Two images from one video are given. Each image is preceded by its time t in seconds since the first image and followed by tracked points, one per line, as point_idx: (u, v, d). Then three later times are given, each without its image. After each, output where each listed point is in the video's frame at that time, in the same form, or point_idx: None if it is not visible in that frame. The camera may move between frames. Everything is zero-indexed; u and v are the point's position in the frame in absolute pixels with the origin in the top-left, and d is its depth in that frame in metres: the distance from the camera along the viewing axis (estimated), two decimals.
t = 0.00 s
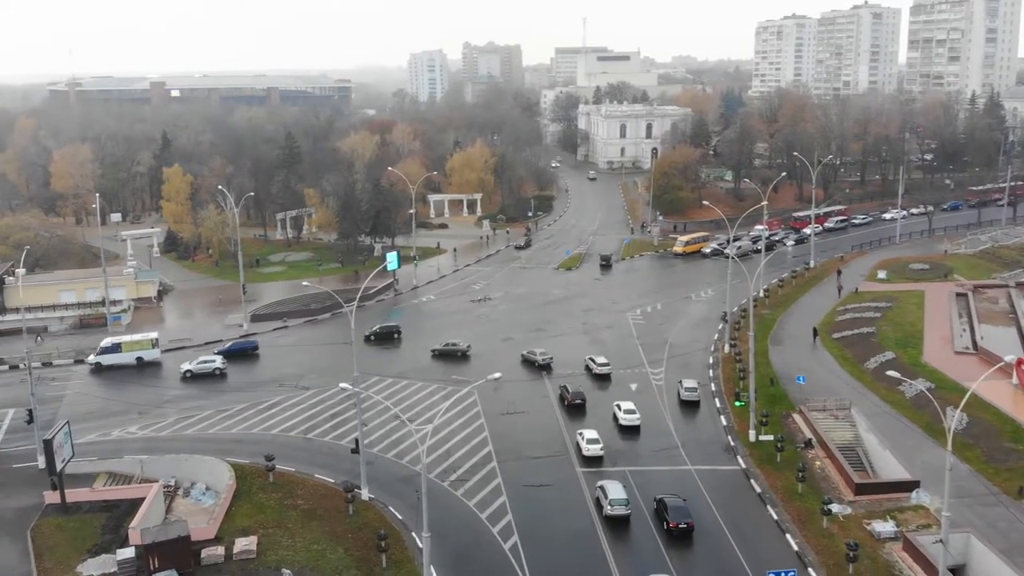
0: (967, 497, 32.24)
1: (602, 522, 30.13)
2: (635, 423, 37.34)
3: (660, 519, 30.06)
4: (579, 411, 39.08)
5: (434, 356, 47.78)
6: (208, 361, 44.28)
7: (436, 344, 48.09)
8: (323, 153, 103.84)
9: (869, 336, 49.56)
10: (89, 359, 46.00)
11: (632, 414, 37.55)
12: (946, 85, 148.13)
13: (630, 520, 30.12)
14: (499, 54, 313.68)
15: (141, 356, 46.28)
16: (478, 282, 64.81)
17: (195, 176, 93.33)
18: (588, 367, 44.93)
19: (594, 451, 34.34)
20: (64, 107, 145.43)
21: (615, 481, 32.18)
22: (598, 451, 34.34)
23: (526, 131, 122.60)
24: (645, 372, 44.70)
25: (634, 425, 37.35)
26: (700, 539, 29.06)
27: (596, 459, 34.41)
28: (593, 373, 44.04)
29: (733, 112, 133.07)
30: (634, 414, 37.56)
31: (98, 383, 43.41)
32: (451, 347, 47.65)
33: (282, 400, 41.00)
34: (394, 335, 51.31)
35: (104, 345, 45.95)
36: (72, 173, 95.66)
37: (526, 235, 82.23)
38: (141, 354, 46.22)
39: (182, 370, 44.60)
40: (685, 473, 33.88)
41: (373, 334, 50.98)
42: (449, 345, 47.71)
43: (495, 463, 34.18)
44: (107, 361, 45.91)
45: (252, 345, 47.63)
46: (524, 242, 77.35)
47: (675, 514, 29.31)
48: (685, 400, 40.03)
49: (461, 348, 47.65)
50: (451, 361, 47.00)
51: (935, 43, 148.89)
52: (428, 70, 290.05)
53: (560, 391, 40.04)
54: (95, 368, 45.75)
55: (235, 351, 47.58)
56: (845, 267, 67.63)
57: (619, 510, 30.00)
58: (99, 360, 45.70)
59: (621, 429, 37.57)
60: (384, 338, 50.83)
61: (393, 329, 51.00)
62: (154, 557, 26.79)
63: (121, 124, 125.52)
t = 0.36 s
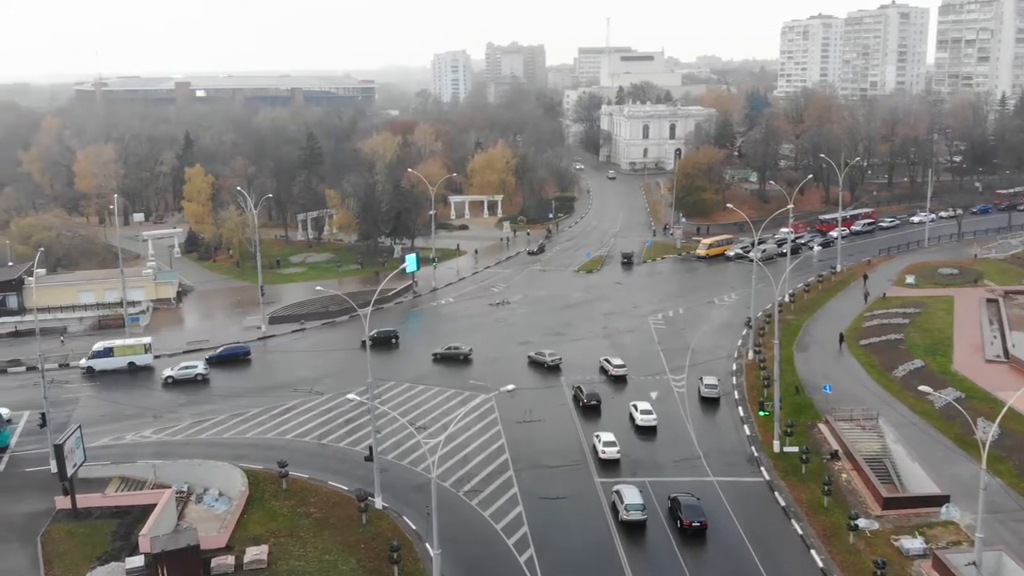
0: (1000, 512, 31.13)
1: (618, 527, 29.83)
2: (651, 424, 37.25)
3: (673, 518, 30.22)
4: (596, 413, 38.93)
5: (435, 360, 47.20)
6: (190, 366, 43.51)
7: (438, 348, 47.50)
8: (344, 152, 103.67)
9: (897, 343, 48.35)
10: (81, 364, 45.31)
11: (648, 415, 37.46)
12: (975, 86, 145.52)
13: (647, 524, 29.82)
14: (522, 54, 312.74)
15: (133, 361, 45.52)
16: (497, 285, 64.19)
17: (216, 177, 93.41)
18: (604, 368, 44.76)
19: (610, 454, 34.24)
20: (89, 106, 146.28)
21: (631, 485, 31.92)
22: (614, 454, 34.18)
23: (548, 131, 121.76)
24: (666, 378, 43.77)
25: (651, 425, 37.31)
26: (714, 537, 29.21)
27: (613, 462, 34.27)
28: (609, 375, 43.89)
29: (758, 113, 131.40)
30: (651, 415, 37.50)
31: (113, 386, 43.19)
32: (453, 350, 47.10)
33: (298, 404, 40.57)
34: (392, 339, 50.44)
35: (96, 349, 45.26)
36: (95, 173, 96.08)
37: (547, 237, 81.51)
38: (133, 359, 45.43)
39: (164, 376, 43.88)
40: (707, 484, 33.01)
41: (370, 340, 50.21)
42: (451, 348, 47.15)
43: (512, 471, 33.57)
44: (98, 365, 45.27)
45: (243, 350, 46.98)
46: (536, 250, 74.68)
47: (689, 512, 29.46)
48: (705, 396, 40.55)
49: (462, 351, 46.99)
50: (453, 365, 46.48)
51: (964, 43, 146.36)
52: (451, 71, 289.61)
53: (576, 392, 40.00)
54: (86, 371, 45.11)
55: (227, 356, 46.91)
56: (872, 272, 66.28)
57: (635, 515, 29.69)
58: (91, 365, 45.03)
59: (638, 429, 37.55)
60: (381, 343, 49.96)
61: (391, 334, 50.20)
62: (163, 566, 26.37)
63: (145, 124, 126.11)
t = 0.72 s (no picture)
0: None
1: (633, 531, 29.62)
2: (668, 424, 37.31)
3: (687, 515, 30.46)
4: (613, 420, 38.38)
5: (435, 364, 46.62)
6: (169, 372, 42.68)
7: (438, 351, 46.86)
8: (365, 152, 103.51)
9: (925, 351, 47.12)
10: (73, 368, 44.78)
11: (664, 415, 37.51)
12: (1005, 86, 142.81)
13: (662, 529, 29.64)
14: (545, 54, 311.80)
15: (125, 365, 45.02)
16: (516, 287, 63.57)
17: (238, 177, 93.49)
18: (618, 370, 44.57)
19: (627, 457, 34.04)
20: (114, 106, 147.16)
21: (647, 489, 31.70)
22: (631, 456, 34.01)
23: (569, 132, 120.86)
24: (688, 386, 42.83)
25: (667, 425, 37.33)
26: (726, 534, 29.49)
27: (629, 464, 34.11)
28: (624, 377, 43.64)
29: (783, 113, 129.74)
30: (667, 415, 37.50)
31: (128, 388, 42.90)
32: (453, 354, 46.51)
33: (313, 408, 40.08)
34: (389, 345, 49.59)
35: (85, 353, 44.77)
36: (118, 173, 96.46)
37: (567, 239, 80.74)
38: (125, 363, 44.93)
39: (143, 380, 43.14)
40: (728, 498, 32.07)
41: (364, 344, 48.94)
42: (451, 351, 46.53)
43: (528, 480, 32.92)
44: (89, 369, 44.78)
45: (234, 355, 46.18)
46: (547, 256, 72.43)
47: (702, 510, 29.69)
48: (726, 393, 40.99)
49: (463, 356, 46.35)
50: (453, 368, 46.01)
51: (994, 43, 143.75)
52: (474, 72, 289.24)
53: (590, 392, 39.99)
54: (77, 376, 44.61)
55: (218, 361, 46.05)
56: (900, 277, 64.93)
57: (651, 520, 29.49)
58: (81, 369, 44.47)
59: (654, 430, 37.57)
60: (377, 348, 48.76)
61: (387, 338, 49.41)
62: None
63: (168, 124, 126.56)
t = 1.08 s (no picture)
0: None
1: (646, 534, 29.42)
2: (682, 424, 37.23)
3: (698, 512, 30.63)
4: (630, 426, 37.70)
5: (432, 368, 46.10)
6: (145, 378, 41.85)
7: (434, 355, 46.37)
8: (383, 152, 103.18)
9: (950, 358, 45.99)
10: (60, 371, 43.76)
11: (678, 414, 37.44)
12: None
13: (675, 532, 29.40)
14: (565, 54, 310.66)
15: (112, 369, 44.32)
16: (533, 289, 62.91)
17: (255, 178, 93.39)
18: (628, 371, 44.47)
19: (641, 458, 33.87)
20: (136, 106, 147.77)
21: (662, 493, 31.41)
22: (644, 458, 33.83)
23: (588, 132, 119.90)
24: (707, 392, 41.89)
25: (681, 425, 37.26)
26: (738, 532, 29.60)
27: (643, 466, 33.93)
28: (637, 378, 43.51)
29: (805, 113, 128.10)
30: (681, 414, 37.44)
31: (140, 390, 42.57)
32: (450, 357, 46.04)
33: (326, 411, 39.55)
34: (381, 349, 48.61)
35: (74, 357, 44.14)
36: (137, 172, 96.68)
37: (585, 241, 79.94)
38: (112, 366, 44.20)
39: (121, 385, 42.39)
40: (748, 510, 31.17)
41: (357, 349, 48.17)
42: (448, 356, 46.04)
43: (542, 488, 32.26)
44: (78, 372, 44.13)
45: (221, 360, 45.45)
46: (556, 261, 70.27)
47: (714, 507, 29.85)
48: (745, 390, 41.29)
49: (460, 359, 45.94)
50: (449, 372, 45.52)
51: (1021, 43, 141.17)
52: (494, 72, 288.51)
53: (599, 391, 40.01)
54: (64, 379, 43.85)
55: (205, 365, 45.41)
56: (924, 281, 63.68)
57: (664, 522, 29.27)
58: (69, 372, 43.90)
59: (667, 429, 37.50)
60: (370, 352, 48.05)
61: (379, 343, 48.36)
62: None
63: (188, 125, 126.82)
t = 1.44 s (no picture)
0: None
1: (655, 537, 29.20)
2: (692, 423, 37.27)
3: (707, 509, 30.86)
4: (641, 430, 37.31)
5: (422, 372, 45.47)
6: (117, 384, 41.03)
7: (424, 359, 45.70)
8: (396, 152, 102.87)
9: (972, 364, 44.99)
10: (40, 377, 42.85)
11: (688, 414, 37.47)
12: None
13: (685, 535, 29.16)
14: (581, 54, 309.68)
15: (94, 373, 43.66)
16: (546, 292, 62.29)
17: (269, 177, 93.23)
18: (636, 372, 44.38)
19: (651, 458, 33.84)
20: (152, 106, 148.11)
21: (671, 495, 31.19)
22: (655, 458, 33.77)
23: (603, 132, 119.04)
24: (722, 399, 41.03)
25: (691, 425, 37.31)
26: (746, 529, 29.80)
27: (653, 466, 33.88)
28: (645, 379, 43.52)
29: (824, 113, 126.72)
30: (691, 414, 37.49)
31: (148, 393, 42.23)
32: (441, 362, 45.51)
33: (334, 415, 39.10)
34: (367, 355, 47.48)
35: (54, 361, 43.10)
36: (152, 173, 96.84)
37: (599, 243, 79.24)
38: (94, 370, 43.55)
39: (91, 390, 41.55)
40: (763, 521, 30.40)
41: (344, 355, 47.11)
42: (439, 360, 45.49)
43: (552, 496, 31.65)
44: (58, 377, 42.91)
45: (204, 365, 44.63)
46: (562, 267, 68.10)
47: (722, 504, 30.06)
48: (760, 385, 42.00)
49: (451, 363, 45.43)
50: (439, 376, 44.95)
51: None
52: (510, 72, 288.06)
53: (604, 392, 40.08)
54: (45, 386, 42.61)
55: (187, 371, 44.60)
56: (944, 285, 62.54)
57: (674, 525, 29.00)
58: (50, 378, 42.57)
59: (677, 429, 37.50)
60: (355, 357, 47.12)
61: (365, 348, 47.21)
62: None
63: (202, 125, 126.85)
